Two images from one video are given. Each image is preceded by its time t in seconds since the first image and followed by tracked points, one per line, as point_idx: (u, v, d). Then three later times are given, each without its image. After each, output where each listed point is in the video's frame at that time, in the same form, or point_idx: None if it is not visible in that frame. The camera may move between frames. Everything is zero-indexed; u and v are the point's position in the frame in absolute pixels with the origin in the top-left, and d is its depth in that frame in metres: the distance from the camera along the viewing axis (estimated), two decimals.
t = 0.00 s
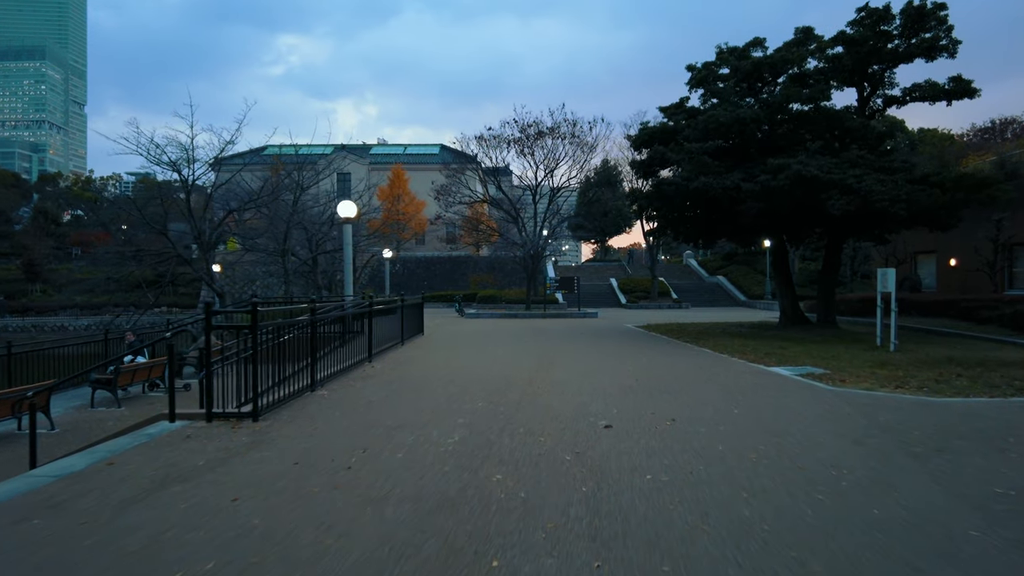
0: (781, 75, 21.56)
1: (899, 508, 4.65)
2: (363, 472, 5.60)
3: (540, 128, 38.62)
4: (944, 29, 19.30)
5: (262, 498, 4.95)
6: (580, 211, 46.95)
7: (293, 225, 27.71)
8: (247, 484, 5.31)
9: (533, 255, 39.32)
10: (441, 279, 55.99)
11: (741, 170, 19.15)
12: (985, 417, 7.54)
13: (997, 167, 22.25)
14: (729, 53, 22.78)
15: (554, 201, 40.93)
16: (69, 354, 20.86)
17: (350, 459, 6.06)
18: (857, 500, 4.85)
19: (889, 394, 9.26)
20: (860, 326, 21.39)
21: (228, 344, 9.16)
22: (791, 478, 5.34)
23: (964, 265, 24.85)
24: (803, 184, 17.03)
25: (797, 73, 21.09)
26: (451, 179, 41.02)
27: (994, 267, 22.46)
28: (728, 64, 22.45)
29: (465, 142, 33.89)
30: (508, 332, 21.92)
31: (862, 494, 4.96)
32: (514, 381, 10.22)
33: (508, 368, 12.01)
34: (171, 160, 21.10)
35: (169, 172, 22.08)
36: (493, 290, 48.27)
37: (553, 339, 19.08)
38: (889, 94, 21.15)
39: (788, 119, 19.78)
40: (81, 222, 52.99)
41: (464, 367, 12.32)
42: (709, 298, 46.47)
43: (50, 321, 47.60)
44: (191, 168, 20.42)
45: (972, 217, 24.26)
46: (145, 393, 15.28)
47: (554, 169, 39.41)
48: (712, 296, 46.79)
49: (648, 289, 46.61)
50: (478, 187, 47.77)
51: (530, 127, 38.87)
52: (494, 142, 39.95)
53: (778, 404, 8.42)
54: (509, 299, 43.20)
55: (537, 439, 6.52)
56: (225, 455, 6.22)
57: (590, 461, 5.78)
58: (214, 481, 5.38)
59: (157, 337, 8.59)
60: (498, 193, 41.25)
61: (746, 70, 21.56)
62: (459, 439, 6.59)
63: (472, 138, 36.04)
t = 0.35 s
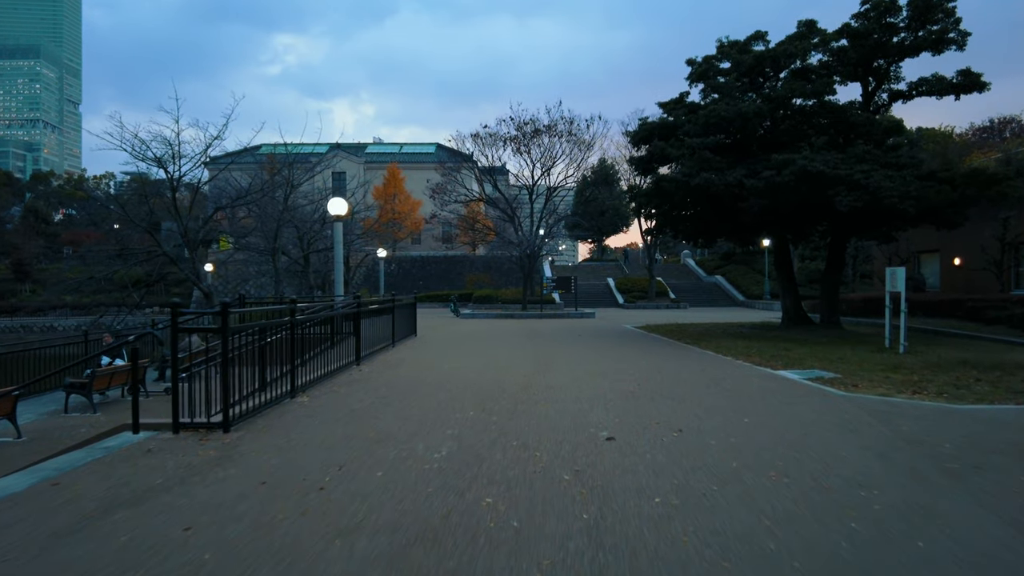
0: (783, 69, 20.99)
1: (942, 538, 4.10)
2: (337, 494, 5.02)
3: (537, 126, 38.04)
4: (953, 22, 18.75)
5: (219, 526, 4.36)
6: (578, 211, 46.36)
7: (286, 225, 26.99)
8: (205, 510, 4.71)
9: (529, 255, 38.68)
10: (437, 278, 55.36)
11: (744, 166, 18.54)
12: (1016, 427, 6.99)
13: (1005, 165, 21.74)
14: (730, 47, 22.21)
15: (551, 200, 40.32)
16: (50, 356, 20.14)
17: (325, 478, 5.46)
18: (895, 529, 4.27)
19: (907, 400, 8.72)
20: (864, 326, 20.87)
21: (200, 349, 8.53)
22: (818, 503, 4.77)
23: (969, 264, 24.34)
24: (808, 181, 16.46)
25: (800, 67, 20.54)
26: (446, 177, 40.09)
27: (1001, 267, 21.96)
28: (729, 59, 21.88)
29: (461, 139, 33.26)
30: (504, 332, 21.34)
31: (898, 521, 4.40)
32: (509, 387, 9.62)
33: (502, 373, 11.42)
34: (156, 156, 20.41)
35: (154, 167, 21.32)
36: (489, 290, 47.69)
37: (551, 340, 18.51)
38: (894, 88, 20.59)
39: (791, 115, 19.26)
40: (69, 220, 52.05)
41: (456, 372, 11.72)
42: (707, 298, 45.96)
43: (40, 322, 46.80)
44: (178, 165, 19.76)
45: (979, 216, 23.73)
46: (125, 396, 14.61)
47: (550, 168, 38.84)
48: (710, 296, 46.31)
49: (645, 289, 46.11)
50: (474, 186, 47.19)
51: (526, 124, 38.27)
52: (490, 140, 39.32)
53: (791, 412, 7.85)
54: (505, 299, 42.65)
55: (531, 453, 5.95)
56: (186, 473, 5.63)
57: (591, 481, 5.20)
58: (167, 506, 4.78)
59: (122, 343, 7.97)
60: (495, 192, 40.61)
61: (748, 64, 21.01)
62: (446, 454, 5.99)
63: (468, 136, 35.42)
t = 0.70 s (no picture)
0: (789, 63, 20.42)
1: None
2: (307, 521, 4.42)
3: (535, 123, 37.44)
4: (964, 13, 18.18)
5: (165, 564, 3.75)
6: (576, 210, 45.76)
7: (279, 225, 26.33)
8: (152, 542, 4.08)
9: (528, 254, 38.07)
10: (435, 278, 54.68)
11: (749, 162, 17.95)
12: None
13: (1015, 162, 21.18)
14: (733, 40, 21.62)
15: (549, 199, 39.71)
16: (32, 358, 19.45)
17: (296, 501, 4.86)
18: (948, 566, 3.67)
19: (932, 408, 8.13)
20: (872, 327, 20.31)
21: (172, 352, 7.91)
22: (858, 533, 4.15)
23: (977, 264, 23.79)
24: (816, 176, 15.88)
25: (806, 61, 19.97)
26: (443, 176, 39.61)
27: (1011, 267, 21.40)
28: (733, 53, 21.30)
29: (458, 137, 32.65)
30: (501, 333, 20.71)
31: (950, 555, 3.82)
32: (505, 394, 9.01)
33: (499, 377, 10.80)
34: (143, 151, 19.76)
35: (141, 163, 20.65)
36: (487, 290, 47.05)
37: (549, 342, 17.91)
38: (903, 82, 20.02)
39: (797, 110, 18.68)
40: (60, 216, 50.94)
41: (450, 376, 11.10)
42: (707, 298, 45.40)
43: (31, 322, 45.93)
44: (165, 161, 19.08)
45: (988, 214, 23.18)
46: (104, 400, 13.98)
47: (549, 166, 38.23)
48: (710, 296, 45.76)
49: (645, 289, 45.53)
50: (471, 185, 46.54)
51: (525, 122, 37.67)
52: (487, 139, 38.71)
53: (809, 422, 7.25)
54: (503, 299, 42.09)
55: (528, 471, 5.35)
56: (141, 494, 5.00)
57: (596, 505, 4.58)
58: (110, 538, 4.15)
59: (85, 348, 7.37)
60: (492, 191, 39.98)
61: (753, 57, 20.44)
62: (434, 472, 5.38)
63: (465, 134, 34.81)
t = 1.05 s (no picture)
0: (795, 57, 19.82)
1: None
2: (270, 556, 3.84)
3: (534, 122, 36.82)
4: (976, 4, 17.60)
5: None
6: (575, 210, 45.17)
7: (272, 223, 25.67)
8: None
9: (526, 254, 37.46)
10: (433, 278, 54.04)
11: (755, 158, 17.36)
12: None
13: None
14: (737, 33, 21.02)
15: (548, 198, 39.09)
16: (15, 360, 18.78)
17: (261, 529, 4.27)
18: None
19: (960, 417, 7.56)
20: (879, 329, 19.77)
21: (138, 356, 7.28)
22: (902, 572, 3.60)
23: (986, 264, 23.23)
24: (824, 172, 15.29)
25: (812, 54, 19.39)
26: (440, 175, 38.99)
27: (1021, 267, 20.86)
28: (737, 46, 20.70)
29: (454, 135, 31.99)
30: (499, 335, 20.12)
31: None
32: (502, 402, 8.43)
33: (496, 383, 10.21)
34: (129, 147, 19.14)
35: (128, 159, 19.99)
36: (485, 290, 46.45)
37: (549, 344, 17.32)
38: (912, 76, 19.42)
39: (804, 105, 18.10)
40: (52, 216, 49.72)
41: (444, 382, 10.51)
42: (707, 298, 44.86)
43: (23, 322, 45.12)
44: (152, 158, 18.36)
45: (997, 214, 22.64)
46: (84, 405, 13.31)
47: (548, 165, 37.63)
48: (710, 296, 45.23)
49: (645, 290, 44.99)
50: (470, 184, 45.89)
51: (523, 121, 37.06)
52: (485, 137, 38.09)
53: (831, 434, 6.68)
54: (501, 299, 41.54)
55: (525, 494, 4.76)
56: (83, 522, 4.39)
57: (602, 538, 4.00)
58: None
59: (39, 349, 6.75)
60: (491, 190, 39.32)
61: (757, 51, 19.86)
62: (419, 496, 4.80)
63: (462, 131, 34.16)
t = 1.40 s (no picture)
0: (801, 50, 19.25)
1: None
2: None
3: (533, 120, 36.24)
4: None
5: None
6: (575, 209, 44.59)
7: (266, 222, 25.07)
8: None
9: (525, 253, 36.88)
10: (431, 278, 53.43)
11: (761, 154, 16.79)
12: None
13: None
14: (742, 27, 20.44)
15: (548, 197, 38.50)
16: None
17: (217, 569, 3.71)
18: None
19: (992, 429, 6.99)
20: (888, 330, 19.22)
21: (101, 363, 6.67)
22: None
23: (995, 264, 22.68)
24: (835, 168, 14.70)
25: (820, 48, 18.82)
26: (438, 174, 38.39)
27: None
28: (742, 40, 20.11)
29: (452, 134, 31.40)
30: (498, 337, 19.53)
31: None
32: (499, 412, 7.86)
33: (493, 390, 9.64)
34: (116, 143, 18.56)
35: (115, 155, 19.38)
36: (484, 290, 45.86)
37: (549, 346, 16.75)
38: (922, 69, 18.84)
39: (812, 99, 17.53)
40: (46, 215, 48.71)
41: (439, 388, 9.94)
42: (708, 299, 44.31)
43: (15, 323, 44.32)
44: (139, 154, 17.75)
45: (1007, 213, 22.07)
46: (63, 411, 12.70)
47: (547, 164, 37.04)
48: (712, 296, 44.68)
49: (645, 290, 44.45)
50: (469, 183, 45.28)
51: (522, 119, 36.47)
52: (484, 135, 37.49)
53: (856, 449, 6.12)
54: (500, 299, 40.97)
55: (522, 525, 4.18)
56: (11, 562, 3.80)
57: None
58: None
59: None
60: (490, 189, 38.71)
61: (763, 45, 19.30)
62: (401, 527, 4.21)
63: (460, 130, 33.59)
